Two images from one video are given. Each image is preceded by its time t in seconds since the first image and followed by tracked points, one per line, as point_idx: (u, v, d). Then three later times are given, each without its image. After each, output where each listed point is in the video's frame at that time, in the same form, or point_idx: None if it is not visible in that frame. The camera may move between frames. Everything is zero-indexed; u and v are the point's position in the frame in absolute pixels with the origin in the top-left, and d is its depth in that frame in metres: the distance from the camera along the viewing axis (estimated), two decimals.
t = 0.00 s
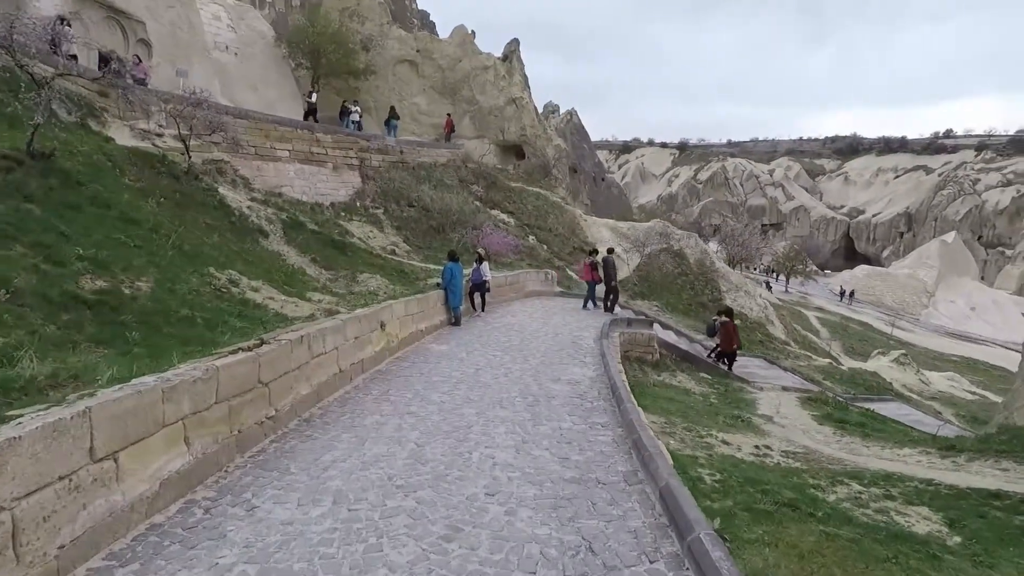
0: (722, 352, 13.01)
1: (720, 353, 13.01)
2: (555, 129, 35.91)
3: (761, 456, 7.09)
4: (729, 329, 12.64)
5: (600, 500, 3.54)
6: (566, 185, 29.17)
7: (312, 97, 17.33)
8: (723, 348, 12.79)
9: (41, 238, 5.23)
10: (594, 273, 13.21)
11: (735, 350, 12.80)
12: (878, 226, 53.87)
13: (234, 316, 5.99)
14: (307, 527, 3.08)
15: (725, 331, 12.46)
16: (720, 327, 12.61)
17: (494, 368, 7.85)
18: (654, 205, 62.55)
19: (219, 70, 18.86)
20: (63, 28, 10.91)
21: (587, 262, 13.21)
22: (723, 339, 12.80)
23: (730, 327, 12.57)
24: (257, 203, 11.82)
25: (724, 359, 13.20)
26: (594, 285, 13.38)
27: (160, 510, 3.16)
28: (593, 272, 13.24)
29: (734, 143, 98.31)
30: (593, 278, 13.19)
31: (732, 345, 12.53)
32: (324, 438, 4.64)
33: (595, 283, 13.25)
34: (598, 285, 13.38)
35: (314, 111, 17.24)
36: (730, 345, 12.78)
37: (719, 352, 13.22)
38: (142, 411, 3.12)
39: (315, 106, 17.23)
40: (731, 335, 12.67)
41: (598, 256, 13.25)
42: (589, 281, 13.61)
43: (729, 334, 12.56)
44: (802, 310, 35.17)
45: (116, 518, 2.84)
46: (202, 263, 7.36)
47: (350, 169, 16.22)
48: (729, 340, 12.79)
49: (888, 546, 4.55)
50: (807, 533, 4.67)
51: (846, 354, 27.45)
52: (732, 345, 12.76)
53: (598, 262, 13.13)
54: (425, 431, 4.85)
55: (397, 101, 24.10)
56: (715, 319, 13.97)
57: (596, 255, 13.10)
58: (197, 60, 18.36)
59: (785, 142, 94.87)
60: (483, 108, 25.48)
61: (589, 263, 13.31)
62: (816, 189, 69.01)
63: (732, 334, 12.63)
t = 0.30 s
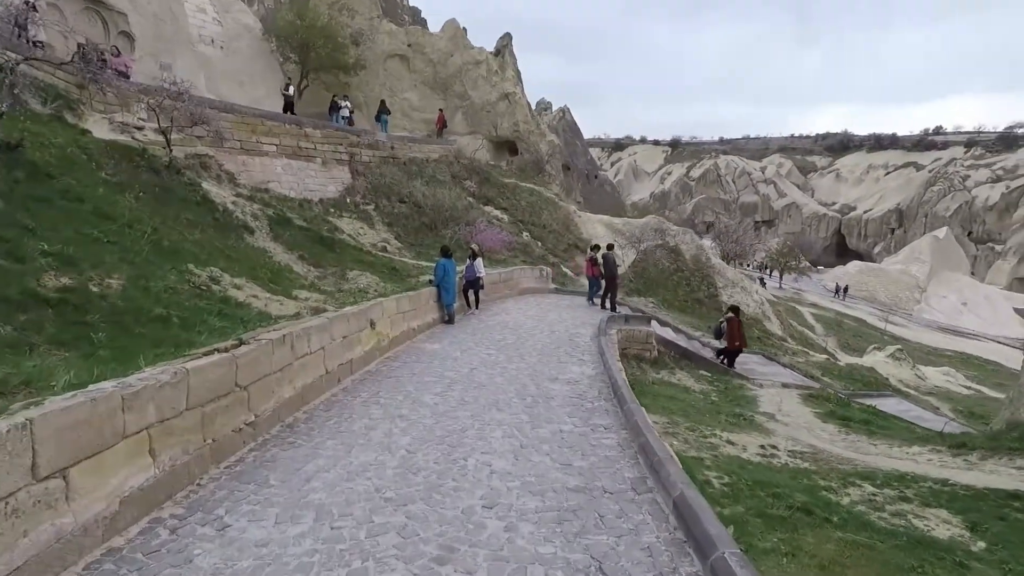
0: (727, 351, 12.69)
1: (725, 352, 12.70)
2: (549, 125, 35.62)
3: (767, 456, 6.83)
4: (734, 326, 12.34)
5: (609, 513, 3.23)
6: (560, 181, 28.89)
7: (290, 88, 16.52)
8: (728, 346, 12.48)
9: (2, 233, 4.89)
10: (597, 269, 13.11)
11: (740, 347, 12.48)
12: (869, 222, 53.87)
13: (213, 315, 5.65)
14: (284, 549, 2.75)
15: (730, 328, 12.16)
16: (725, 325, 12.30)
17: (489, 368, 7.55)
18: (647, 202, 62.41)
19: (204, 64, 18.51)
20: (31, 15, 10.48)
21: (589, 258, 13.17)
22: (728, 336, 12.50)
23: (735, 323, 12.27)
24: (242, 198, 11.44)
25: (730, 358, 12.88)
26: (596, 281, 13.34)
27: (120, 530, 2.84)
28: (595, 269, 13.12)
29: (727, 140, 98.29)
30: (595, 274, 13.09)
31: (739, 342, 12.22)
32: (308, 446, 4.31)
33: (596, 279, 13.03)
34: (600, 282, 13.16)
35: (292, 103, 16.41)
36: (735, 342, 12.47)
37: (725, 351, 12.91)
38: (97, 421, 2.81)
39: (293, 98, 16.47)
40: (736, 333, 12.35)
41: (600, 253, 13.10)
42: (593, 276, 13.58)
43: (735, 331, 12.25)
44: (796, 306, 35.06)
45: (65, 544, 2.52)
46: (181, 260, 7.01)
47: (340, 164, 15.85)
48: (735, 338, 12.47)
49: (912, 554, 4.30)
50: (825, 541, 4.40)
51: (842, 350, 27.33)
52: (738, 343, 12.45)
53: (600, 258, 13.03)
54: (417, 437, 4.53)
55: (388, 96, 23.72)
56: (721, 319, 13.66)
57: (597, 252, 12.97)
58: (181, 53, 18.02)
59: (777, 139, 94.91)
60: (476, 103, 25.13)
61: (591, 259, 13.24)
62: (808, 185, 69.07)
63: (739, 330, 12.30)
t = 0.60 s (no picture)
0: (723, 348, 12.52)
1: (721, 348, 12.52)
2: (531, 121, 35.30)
3: (765, 452, 6.58)
4: (729, 322, 12.16)
5: (606, 528, 2.94)
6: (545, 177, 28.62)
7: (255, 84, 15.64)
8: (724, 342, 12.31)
9: None
10: (588, 265, 12.88)
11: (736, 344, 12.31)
12: (851, 212, 54.29)
13: (176, 320, 5.27)
14: None
15: (725, 324, 11.96)
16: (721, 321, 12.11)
17: (475, 369, 7.24)
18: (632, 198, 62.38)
19: (175, 62, 17.99)
20: None
21: (581, 253, 12.90)
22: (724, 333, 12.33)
23: (731, 318, 12.11)
24: (215, 199, 11.04)
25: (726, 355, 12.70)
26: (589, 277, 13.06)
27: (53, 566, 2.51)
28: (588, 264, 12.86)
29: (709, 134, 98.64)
30: (587, 269, 12.86)
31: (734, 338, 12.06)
32: (277, 460, 3.96)
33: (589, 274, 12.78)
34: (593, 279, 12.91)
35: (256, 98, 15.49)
36: (730, 339, 12.31)
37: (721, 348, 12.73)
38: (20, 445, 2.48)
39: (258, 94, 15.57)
40: (732, 329, 12.17)
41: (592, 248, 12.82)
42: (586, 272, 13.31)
43: (730, 327, 12.08)
44: (783, 297, 35.10)
45: None
46: (145, 263, 6.62)
47: (318, 163, 15.44)
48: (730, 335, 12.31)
49: (926, 556, 4.06)
50: (833, 543, 4.15)
51: (830, 340, 27.33)
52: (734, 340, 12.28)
53: (592, 253, 12.77)
54: (397, 446, 4.22)
55: (367, 94, 23.28)
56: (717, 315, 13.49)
57: (589, 247, 12.68)
58: (150, 52, 17.50)
59: (758, 132, 95.46)
60: (457, 100, 24.77)
61: (582, 254, 12.97)
62: (790, 178, 69.46)
63: (734, 327, 12.10)
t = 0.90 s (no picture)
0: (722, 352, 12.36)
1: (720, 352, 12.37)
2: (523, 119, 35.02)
3: (763, 463, 6.33)
4: (729, 325, 12.04)
5: (603, 559, 2.67)
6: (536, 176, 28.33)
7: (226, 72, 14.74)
8: (724, 346, 12.15)
9: None
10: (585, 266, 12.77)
11: (738, 348, 12.17)
12: (839, 217, 54.59)
13: (141, 318, 4.91)
14: None
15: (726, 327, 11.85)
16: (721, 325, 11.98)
17: (462, 372, 6.94)
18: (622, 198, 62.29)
19: (159, 51, 17.48)
20: None
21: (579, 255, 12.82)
22: (725, 336, 12.16)
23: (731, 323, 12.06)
24: (194, 192, 10.66)
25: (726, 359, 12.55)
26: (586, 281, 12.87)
27: None
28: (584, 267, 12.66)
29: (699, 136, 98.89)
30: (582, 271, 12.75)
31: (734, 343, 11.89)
32: (242, 473, 3.62)
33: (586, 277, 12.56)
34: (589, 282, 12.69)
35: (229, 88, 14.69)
36: (731, 342, 12.15)
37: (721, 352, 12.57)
38: None
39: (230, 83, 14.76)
40: (733, 333, 12.03)
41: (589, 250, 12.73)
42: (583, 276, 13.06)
43: (731, 329, 11.99)
44: (772, 299, 35.06)
45: None
46: (113, 257, 6.25)
47: (303, 157, 15.06)
48: (731, 339, 12.17)
49: None
50: (840, 567, 3.92)
51: (819, 343, 27.28)
52: (735, 343, 12.14)
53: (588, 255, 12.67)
54: (375, 459, 3.90)
55: (357, 88, 22.85)
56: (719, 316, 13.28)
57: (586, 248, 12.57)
58: (132, 40, 17.00)
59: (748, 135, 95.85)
60: (448, 96, 24.43)
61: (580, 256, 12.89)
62: (780, 181, 69.74)
63: (734, 329, 12.00)
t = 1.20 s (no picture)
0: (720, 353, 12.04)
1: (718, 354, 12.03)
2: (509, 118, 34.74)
3: (760, 468, 6.11)
4: (728, 328, 11.67)
5: None
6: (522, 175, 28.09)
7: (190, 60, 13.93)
8: (722, 348, 11.81)
9: None
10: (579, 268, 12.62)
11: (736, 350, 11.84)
12: (820, 219, 55.17)
13: (101, 317, 4.56)
14: None
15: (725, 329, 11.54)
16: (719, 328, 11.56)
17: (448, 375, 6.65)
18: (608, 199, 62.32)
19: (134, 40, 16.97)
20: None
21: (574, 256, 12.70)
22: (724, 339, 11.77)
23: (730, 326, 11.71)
24: (167, 185, 10.28)
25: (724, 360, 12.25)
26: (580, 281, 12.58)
27: None
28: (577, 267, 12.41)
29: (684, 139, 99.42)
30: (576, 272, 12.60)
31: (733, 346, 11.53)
32: (206, 487, 3.29)
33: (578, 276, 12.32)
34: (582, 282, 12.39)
35: (192, 77, 13.89)
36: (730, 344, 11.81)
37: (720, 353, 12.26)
38: None
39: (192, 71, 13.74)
40: (732, 335, 11.66)
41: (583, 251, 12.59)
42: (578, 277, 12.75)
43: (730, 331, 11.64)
44: (756, 300, 35.17)
45: None
46: (73, 251, 5.85)
47: (283, 152, 14.66)
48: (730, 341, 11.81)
49: None
50: None
51: (803, 344, 27.35)
52: (733, 345, 11.80)
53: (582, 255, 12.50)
54: (354, 472, 3.61)
55: (340, 83, 22.40)
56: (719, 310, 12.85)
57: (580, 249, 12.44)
58: (106, 28, 16.50)
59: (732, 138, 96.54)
60: (434, 92, 24.07)
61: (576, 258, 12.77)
62: (763, 183, 70.31)
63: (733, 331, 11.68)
